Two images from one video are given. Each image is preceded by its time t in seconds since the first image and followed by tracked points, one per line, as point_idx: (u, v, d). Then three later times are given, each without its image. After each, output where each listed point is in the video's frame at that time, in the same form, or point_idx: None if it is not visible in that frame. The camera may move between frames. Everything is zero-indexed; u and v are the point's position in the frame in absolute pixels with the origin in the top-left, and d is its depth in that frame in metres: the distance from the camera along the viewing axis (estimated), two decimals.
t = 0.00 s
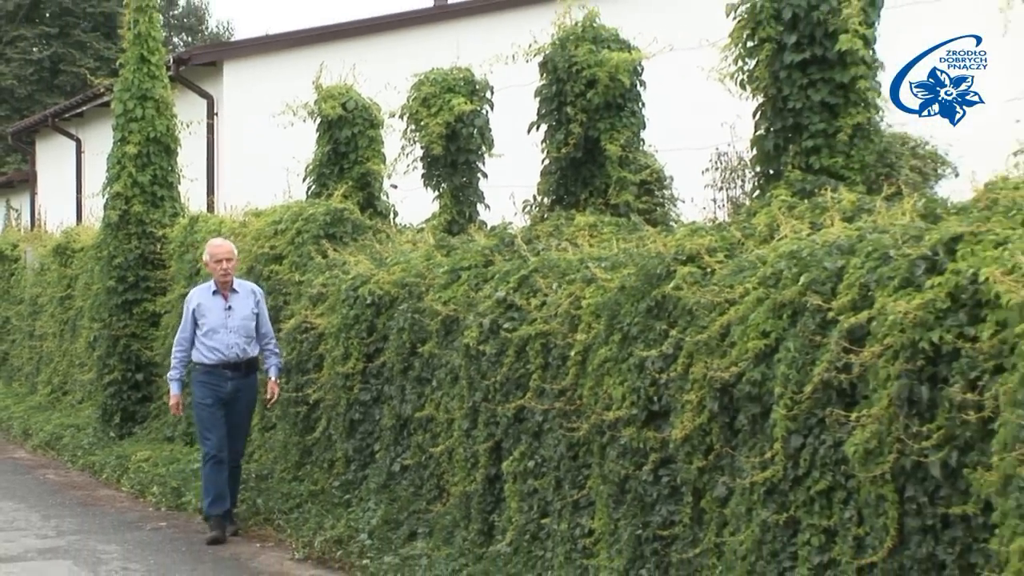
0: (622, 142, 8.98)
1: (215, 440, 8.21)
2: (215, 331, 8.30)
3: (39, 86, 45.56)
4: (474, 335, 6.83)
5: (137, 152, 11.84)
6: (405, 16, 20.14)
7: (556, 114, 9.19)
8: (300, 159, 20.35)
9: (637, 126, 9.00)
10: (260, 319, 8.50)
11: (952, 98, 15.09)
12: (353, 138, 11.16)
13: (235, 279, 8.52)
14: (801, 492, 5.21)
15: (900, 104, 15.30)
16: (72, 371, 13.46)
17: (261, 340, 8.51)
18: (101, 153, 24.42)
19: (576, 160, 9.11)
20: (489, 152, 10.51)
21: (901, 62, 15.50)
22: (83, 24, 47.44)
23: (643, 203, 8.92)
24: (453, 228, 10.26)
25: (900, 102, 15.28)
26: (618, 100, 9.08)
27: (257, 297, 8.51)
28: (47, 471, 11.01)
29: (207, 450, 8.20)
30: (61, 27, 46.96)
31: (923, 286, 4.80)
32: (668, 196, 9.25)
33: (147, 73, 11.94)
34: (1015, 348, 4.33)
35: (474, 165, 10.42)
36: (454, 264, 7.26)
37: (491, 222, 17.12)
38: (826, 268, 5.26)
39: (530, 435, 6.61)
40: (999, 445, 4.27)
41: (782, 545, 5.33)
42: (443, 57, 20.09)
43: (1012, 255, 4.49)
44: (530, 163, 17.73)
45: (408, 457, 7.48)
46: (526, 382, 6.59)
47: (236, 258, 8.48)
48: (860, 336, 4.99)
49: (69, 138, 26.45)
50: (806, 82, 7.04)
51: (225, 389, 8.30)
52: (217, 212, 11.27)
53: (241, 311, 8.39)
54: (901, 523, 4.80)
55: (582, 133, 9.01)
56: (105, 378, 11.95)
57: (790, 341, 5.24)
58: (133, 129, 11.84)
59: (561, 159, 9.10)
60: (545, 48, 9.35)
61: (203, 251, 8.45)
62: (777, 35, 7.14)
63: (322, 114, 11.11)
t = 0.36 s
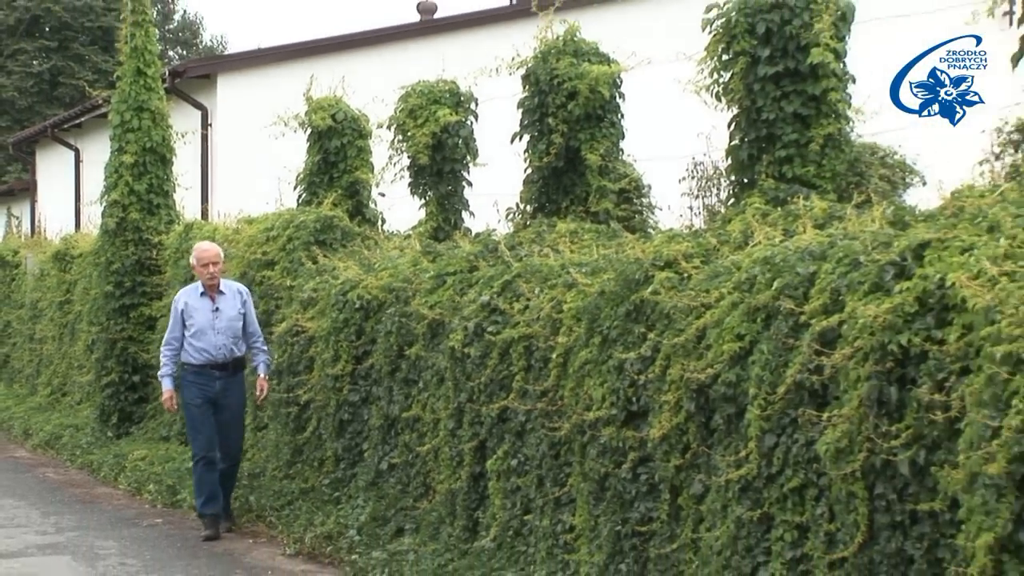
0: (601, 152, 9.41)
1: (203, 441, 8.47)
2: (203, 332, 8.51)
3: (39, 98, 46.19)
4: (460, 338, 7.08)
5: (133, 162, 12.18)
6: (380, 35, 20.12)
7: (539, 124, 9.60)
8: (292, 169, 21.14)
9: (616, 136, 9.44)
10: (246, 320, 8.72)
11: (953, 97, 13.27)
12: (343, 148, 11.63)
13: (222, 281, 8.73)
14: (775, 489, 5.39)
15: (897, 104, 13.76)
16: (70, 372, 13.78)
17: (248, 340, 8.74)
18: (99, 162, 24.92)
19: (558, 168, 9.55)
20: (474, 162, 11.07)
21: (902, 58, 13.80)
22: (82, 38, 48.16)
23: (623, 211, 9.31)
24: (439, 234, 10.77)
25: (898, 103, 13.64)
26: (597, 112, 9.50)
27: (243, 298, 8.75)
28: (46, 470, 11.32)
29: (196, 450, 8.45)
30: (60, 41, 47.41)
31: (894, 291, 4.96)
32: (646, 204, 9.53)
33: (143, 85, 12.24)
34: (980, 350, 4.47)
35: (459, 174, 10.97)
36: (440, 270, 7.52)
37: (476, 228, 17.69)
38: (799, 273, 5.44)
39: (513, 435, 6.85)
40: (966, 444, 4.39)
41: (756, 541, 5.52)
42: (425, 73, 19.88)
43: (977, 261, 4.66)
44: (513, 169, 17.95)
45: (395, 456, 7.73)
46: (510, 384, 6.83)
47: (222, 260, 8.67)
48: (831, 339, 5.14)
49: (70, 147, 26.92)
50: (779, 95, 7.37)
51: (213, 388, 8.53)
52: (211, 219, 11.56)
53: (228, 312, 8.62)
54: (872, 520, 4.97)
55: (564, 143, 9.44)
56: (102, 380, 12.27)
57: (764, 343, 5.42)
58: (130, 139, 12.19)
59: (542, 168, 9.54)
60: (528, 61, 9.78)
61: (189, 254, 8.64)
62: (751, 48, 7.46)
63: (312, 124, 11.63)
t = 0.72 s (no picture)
0: (588, 161, 9.87)
1: (201, 441, 8.83)
2: (201, 333, 8.78)
3: (45, 108, 48.65)
4: (451, 340, 7.32)
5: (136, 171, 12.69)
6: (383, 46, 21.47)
7: (527, 134, 10.06)
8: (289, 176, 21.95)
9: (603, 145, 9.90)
10: (244, 320, 8.97)
11: (952, 98, 15.58)
12: (338, 157, 11.98)
13: (220, 283, 8.99)
14: (755, 487, 5.53)
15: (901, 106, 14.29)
16: (75, 374, 14.21)
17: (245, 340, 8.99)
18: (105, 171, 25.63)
19: (546, 177, 9.99)
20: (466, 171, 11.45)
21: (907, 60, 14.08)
22: (88, 51, 49.92)
23: (608, 217, 9.76)
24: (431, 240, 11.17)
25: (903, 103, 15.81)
26: (584, 123, 9.95)
27: (241, 300, 8.98)
28: (52, 468, 11.72)
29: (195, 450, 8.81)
30: (65, 54, 49.41)
31: (869, 295, 5.12)
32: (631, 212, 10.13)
33: (145, 97, 12.76)
34: (953, 352, 4.61)
35: (450, 182, 11.34)
36: (433, 275, 7.78)
37: (469, 233, 18.51)
38: (778, 278, 5.60)
39: (503, 434, 7.09)
40: (940, 443, 4.51)
41: (737, 537, 5.66)
42: (420, 84, 21.44)
43: (951, 266, 4.80)
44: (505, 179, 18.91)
45: (388, 455, 7.97)
46: (499, 385, 7.08)
47: (220, 263, 8.95)
48: (810, 342, 5.30)
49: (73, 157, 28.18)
50: (759, 105, 8.02)
51: (212, 388, 8.82)
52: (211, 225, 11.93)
53: (226, 313, 8.87)
54: (849, 516, 5.08)
55: (552, 152, 9.89)
56: (107, 381, 12.69)
57: (745, 346, 5.58)
58: (133, 149, 12.71)
59: (530, 176, 9.99)
60: (517, 73, 10.23)
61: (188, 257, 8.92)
62: (732, 61, 8.12)
63: (307, 134, 11.98)
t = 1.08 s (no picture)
0: (577, 169, 10.11)
1: (207, 442, 9.13)
2: (209, 336, 9.03)
3: (53, 118, 49.55)
4: (444, 342, 7.58)
5: (140, 178, 13.00)
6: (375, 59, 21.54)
7: (518, 143, 10.33)
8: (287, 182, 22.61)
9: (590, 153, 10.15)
10: (253, 325, 9.17)
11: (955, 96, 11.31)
12: (335, 165, 12.24)
13: (230, 289, 9.24)
14: (739, 483, 5.75)
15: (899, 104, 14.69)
16: (81, 374, 14.52)
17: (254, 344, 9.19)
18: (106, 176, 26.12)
19: (536, 184, 10.26)
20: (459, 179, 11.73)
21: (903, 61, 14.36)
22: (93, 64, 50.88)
23: (597, 223, 10.05)
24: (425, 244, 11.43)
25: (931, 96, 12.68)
26: (573, 131, 10.22)
27: (250, 305, 9.20)
28: (59, 465, 12.01)
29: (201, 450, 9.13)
30: (72, 66, 50.32)
31: (848, 298, 5.31)
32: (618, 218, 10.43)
33: (149, 107, 13.14)
34: (929, 353, 4.78)
35: (444, 189, 11.61)
36: (427, 279, 8.06)
37: (460, 239, 18.96)
38: (761, 281, 5.81)
39: (495, 433, 7.34)
40: (916, 440, 4.72)
41: (721, 530, 5.88)
42: (412, 94, 21.53)
43: (927, 270, 4.97)
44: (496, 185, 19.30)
45: (384, 453, 8.23)
46: (491, 385, 7.33)
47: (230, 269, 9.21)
48: (791, 343, 5.49)
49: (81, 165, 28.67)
50: (741, 116, 8.30)
51: (219, 389, 9.04)
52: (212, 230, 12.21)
53: (234, 317, 9.10)
54: (829, 511, 5.29)
55: (542, 160, 10.16)
56: (112, 381, 12.97)
57: (729, 347, 5.78)
58: (137, 157, 13.02)
59: (521, 183, 10.25)
60: (508, 83, 10.50)
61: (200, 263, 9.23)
62: (715, 73, 8.38)
63: (306, 143, 12.24)
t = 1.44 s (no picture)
0: (566, 175, 10.39)
1: (217, 439, 9.29)
2: (228, 336, 9.18)
3: (58, 126, 50.62)
4: (438, 343, 7.84)
5: (144, 184, 13.27)
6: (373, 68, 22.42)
7: (509, 150, 10.58)
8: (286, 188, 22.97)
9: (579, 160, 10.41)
10: (270, 327, 9.32)
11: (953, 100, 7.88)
12: (331, 171, 12.48)
13: (251, 291, 9.39)
14: (722, 479, 5.92)
15: (898, 104, 14.84)
16: (87, 373, 14.82)
17: (271, 346, 9.33)
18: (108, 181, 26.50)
19: (527, 189, 10.50)
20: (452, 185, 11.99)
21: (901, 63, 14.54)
22: (99, 72, 51.92)
23: (586, 227, 10.34)
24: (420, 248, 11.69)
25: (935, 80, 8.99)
26: (562, 138, 10.49)
27: (268, 308, 9.33)
28: (65, 462, 12.28)
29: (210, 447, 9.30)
30: (78, 75, 51.44)
31: (827, 300, 5.49)
32: (606, 223, 10.73)
33: (152, 115, 13.39)
34: (906, 352, 4.95)
35: (437, 195, 11.88)
36: (422, 282, 8.34)
37: (453, 242, 19.54)
38: (743, 284, 6.00)
39: (486, 430, 7.60)
40: (894, 437, 4.86)
41: (705, 525, 6.05)
42: (408, 102, 22.36)
43: (904, 273, 5.15)
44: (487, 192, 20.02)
45: (379, 450, 8.50)
46: (483, 384, 7.59)
47: (251, 272, 9.37)
48: (772, 343, 5.68)
49: (85, 171, 29.05)
50: (725, 124, 8.58)
51: (234, 388, 9.19)
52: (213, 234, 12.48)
53: (252, 319, 9.24)
54: (809, 506, 5.47)
55: (533, 167, 10.40)
56: (116, 380, 13.25)
57: (712, 348, 5.98)
58: (141, 163, 13.30)
59: (512, 188, 10.49)
60: (500, 93, 10.78)
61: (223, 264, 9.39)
62: (700, 82, 8.66)
63: (304, 150, 12.50)
